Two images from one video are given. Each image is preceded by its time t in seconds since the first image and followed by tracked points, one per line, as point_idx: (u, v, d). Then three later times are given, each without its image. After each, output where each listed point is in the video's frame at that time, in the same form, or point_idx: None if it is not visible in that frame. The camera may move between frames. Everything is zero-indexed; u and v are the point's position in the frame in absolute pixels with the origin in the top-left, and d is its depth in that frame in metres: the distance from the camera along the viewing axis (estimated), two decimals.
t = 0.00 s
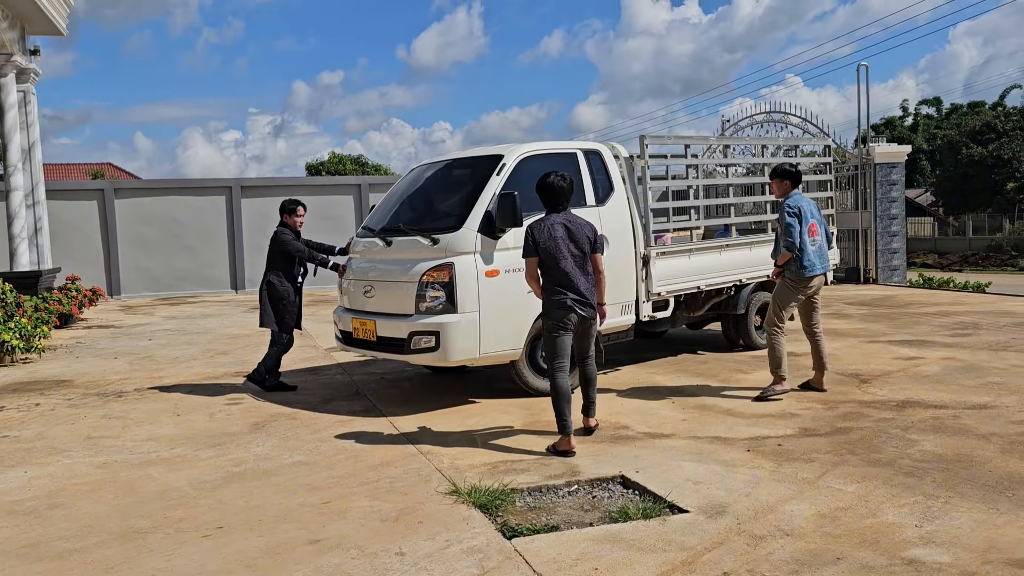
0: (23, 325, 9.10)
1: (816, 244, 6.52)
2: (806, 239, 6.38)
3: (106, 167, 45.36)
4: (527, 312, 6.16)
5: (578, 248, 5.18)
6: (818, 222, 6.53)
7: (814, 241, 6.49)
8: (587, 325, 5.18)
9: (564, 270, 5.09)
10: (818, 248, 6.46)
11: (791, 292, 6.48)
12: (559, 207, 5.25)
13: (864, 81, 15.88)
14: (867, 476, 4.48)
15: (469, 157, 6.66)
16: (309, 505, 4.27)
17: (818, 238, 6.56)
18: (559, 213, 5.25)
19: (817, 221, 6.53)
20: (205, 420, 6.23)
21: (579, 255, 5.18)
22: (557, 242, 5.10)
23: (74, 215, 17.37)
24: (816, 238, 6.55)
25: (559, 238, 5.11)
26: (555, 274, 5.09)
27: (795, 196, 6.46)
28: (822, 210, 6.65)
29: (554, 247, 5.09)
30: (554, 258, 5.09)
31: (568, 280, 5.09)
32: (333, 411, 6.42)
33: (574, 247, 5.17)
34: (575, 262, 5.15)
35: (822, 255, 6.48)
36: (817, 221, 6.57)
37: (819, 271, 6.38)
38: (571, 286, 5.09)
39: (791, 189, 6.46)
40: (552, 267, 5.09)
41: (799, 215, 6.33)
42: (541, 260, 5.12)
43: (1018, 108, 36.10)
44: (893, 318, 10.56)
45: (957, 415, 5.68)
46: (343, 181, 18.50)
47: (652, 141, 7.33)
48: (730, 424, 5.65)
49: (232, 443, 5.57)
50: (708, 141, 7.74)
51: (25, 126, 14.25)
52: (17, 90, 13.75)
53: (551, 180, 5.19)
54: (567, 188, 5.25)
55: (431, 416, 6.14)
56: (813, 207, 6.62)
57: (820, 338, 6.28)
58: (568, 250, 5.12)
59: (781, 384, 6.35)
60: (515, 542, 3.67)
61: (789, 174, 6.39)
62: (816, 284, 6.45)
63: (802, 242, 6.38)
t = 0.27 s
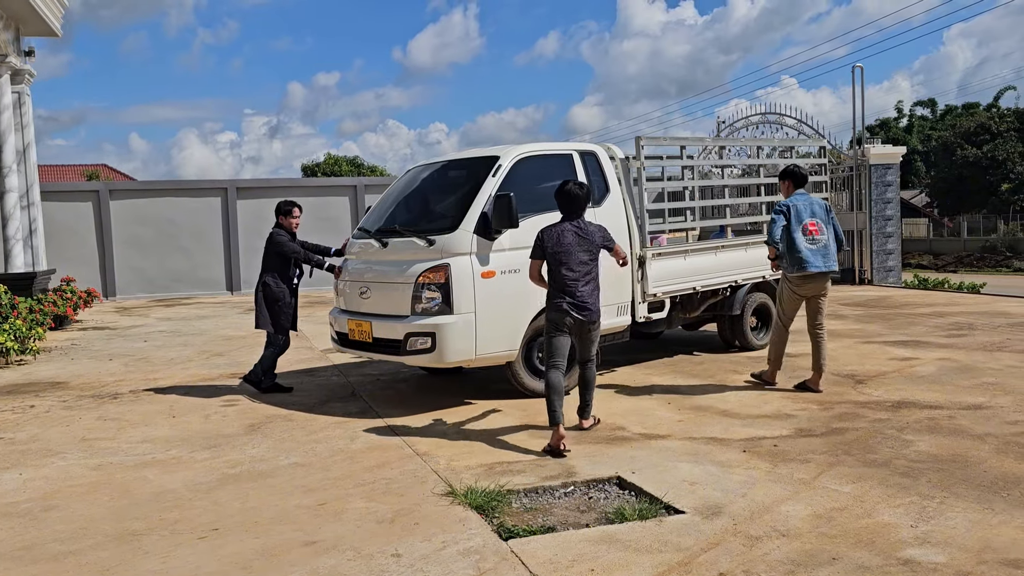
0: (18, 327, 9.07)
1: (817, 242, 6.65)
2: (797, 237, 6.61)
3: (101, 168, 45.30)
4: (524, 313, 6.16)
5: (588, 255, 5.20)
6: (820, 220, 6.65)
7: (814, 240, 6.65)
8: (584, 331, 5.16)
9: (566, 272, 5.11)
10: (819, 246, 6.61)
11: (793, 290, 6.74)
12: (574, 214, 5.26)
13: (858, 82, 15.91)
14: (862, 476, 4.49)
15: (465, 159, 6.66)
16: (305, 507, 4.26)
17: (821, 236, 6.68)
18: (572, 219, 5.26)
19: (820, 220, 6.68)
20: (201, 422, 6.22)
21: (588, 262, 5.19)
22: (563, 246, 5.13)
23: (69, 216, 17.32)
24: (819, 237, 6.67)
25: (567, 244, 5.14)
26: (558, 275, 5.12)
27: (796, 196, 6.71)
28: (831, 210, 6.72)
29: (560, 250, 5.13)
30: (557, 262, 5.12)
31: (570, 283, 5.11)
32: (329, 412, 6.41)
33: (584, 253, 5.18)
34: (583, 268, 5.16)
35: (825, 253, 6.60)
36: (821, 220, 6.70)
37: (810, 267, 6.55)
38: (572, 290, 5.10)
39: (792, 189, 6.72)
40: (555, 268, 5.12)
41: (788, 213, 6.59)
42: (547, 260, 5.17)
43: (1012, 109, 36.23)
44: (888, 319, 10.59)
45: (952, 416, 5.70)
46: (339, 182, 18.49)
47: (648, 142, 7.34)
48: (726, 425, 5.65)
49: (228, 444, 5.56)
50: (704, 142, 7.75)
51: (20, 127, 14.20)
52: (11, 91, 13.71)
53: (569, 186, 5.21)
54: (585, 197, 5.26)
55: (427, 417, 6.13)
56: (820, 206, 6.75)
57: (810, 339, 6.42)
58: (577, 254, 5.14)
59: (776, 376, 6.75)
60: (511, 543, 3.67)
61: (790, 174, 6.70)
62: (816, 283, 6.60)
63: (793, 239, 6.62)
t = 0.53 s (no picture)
0: (12, 329, 9.03)
1: (807, 246, 6.75)
2: (786, 239, 6.78)
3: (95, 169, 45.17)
4: (519, 315, 6.16)
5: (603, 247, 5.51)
6: (810, 225, 6.73)
7: (804, 243, 6.75)
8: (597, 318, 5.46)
9: (581, 261, 5.46)
10: (809, 250, 6.70)
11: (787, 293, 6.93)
12: (589, 208, 5.60)
13: (852, 84, 15.98)
14: (858, 476, 4.50)
15: (460, 160, 6.66)
16: (300, 509, 4.26)
17: (812, 240, 6.75)
18: (588, 213, 5.60)
19: (814, 224, 6.75)
20: (196, 424, 6.21)
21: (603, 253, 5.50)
22: (577, 236, 5.48)
23: (63, 218, 17.26)
24: (810, 240, 6.75)
25: (581, 236, 5.47)
26: (573, 265, 5.48)
27: (794, 200, 6.86)
28: (827, 214, 6.74)
29: (574, 242, 5.48)
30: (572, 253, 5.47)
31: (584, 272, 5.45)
32: (325, 414, 6.41)
33: (599, 245, 5.50)
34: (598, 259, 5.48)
35: (815, 257, 6.70)
36: (815, 224, 6.77)
37: (795, 269, 6.69)
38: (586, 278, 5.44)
39: (791, 193, 6.87)
40: (571, 258, 5.47)
41: (777, 216, 6.77)
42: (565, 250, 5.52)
43: (1006, 110, 36.36)
44: (883, 320, 10.62)
45: (946, 416, 5.72)
46: (334, 184, 18.48)
47: (643, 143, 7.35)
48: (721, 426, 5.66)
49: (223, 446, 5.55)
50: (699, 143, 7.77)
51: (14, 129, 14.15)
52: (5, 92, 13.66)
53: (583, 182, 5.61)
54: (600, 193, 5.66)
55: (423, 419, 6.13)
56: (815, 210, 6.80)
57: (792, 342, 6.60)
58: (591, 244, 5.46)
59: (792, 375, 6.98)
60: (507, 545, 3.67)
61: (790, 179, 6.84)
62: (805, 285, 6.72)
63: (783, 241, 6.80)
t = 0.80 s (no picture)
0: (6, 330, 9.00)
1: (800, 245, 6.85)
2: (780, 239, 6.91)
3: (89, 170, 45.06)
4: (515, 316, 6.17)
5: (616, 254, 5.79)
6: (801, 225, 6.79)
7: (798, 242, 6.86)
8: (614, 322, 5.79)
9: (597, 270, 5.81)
10: (803, 249, 6.82)
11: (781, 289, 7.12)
12: (604, 217, 5.87)
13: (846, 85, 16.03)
14: (852, 477, 4.51)
15: (455, 161, 6.66)
16: (296, 510, 4.25)
17: (804, 239, 6.82)
18: (602, 222, 5.87)
19: (808, 223, 6.83)
20: (191, 426, 6.19)
21: (616, 260, 5.79)
22: (591, 247, 5.80)
23: (57, 219, 17.21)
24: (802, 240, 6.83)
25: (595, 247, 5.78)
26: (590, 274, 5.83)
27: (789, 200, 6.96)
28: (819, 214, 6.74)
29: (589, 252, 5.81)
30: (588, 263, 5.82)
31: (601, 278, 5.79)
32: (320, 415, 6.40)
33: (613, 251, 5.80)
34: (613, 265, 5.80)
35: (808, 255, 6.81)
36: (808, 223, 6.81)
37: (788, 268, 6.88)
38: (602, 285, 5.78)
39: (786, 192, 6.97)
40: (587, 268, 5.82)
41: (769, 218, 6.89)
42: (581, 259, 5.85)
43: (999, 111, 36.51)
44: (878, 320, 10.66)
45: (940, 416, 5.74)
46: (329, 185, 18.45)
47: (638, 144, 7.36)
48: (716, 426, 5.67)
49: (218, 448, 5.54)
50: (694, 144, 7.79)
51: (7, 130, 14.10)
52: None
53: (596, 195, 5.85)
54: (613, 202, 5.90)
55: (418, 420, 6.13)
56: (808, 209, 6.82)
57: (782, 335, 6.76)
58: (604, 255, 5.78)
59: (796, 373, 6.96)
60: (503, 546, 3.67)
61: (785, 178, 6.94)
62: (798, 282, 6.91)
63: (777, 241, 6.95)
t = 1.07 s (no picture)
0: None
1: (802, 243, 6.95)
2: (782, 237, 7.01)
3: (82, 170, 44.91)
4: (510, 315, 6.17)
5: (636, 246, 6.14)
6: (803, 223, 6.88)
7: (799, 240, 6.95)
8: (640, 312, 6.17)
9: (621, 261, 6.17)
10: (804, 246, 6.94)
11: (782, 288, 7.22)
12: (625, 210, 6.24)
13: (840, 85, 16.06)
14: (846, 475, 4.52)
15: (450, 160, 6.66)
16: (290, 510, 4.24)
17: (806, 238, 6.92)
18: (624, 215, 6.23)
19: (809, 221, 6.92)
20: (184, 426, 6.18)
21: (637, 253, 6.14)
22: (612, 239, 6.18)
23: (50, 219, 17.14)
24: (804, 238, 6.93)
25: (616, 238, 6.16)
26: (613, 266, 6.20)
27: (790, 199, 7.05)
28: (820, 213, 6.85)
29: (611, 244, 6.19)
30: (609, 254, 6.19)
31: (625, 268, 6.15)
32: (315, 415, 6.39)
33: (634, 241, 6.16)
34: (634, 257, 6.14)
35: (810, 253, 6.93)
36: (809, 222, 6.91)
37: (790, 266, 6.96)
38: (625, 276, 6.15)
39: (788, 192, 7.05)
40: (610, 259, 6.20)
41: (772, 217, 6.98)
42: (604, 250, 6.24)
43: (992, 111, 36.63)
44: (872, 319, 10.69)
45: (934, 415, 5.75)
46: (324, 184, 18.42)
47: (632, 144, 7.37)
48: (711, 425, 5.68)
49: (212, 448, 5.52)
50: (688, 144, 7.80)
51: None
52: None
53: (616, 186, 6.22)
54: (632, 193, 6.26)
55: (413, 420, 6.12)
56: (810, 208, 6.91)
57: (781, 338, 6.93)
58: (626, 247, 6.14)
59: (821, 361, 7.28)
60: (497, 545, 3.67)
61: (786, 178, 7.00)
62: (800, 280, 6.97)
63: (779, 239, 7.04)
